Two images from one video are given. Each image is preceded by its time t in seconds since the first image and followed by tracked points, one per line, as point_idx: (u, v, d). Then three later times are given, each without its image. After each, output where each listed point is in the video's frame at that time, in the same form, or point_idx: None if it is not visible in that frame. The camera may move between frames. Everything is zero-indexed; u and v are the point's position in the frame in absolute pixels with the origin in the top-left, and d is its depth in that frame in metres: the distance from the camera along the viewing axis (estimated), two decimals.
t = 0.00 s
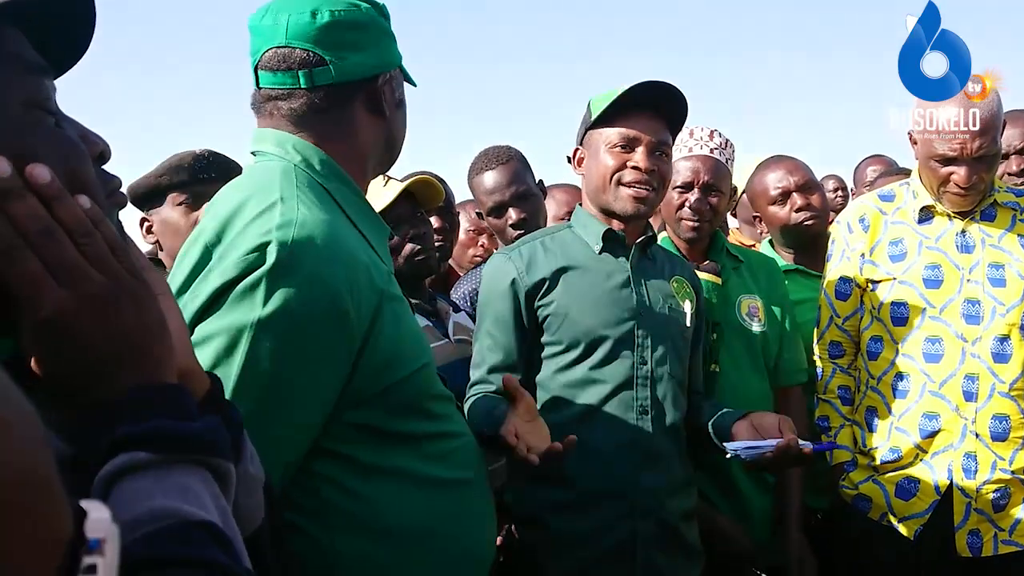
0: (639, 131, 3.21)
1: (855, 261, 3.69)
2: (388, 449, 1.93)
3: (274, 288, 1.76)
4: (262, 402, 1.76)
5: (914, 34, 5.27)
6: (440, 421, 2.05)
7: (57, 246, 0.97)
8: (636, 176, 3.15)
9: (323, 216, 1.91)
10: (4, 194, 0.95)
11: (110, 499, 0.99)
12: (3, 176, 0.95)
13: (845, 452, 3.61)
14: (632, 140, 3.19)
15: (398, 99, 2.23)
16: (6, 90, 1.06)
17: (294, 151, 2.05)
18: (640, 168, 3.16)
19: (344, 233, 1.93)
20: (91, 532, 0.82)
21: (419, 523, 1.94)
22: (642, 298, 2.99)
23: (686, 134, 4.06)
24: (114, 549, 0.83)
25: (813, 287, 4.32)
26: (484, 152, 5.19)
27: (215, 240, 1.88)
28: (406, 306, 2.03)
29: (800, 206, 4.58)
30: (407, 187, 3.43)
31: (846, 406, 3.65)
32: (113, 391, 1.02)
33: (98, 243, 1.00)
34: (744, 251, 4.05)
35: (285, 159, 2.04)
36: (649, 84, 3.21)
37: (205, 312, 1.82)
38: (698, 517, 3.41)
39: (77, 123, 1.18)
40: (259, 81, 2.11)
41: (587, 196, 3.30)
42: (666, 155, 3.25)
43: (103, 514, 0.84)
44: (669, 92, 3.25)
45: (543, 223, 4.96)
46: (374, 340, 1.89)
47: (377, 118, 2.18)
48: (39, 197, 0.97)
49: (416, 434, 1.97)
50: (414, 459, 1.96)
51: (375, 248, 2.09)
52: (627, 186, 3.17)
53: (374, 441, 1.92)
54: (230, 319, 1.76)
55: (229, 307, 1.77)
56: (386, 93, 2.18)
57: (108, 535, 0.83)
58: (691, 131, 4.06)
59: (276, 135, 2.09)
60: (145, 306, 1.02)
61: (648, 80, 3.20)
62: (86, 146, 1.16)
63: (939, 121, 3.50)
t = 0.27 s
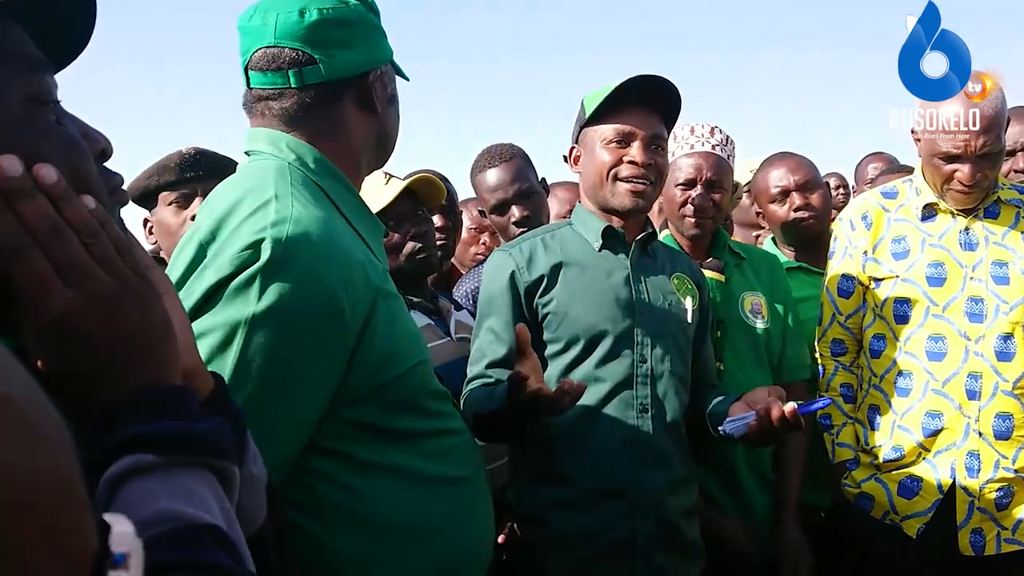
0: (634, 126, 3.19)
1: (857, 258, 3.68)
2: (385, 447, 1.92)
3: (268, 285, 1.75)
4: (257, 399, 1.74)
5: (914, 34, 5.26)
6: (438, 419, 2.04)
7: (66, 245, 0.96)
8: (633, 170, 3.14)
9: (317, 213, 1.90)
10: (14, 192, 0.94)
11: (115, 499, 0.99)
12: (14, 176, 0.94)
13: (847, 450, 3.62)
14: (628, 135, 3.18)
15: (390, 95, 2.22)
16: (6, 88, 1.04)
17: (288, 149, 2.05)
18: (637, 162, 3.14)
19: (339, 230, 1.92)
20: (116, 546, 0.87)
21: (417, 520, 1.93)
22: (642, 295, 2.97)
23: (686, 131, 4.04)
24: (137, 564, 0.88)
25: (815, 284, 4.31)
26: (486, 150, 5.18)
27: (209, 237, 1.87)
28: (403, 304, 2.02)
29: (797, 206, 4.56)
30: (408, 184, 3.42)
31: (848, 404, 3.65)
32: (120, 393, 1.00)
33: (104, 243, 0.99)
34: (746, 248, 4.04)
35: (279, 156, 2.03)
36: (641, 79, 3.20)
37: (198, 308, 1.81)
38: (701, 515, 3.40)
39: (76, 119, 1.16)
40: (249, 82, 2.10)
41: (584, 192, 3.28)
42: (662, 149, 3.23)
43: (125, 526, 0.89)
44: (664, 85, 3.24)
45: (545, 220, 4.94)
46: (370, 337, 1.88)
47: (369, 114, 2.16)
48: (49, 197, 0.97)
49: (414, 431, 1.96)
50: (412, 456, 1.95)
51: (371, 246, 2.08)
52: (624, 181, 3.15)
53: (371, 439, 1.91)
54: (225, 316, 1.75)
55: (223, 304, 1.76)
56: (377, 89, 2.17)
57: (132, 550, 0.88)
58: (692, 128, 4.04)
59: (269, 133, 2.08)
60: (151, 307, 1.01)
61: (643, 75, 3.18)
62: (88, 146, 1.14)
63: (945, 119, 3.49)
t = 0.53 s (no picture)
0: (630, 121, 3.19)
1: (858, 256, 3.68)
2: (375, 446, 1.91)
3: (247, 282, 1.73)
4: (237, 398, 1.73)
5: (914, 34, 5.25)
6: (432, 418, 2.01)
7: (78, 243, 0.95)
8: (631, 165, 3.12)
9: (305, 212, 1.89)
10: (30, 190, 0.93)
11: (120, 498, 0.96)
12: (29, 173, 0.93)
13: (848, 449, 3.61)
14: (624, 130, 3.17)
15: (387, 99, 2.14)
16: (6, 87, 1.02)
17: (283, 148, 2.04)
18: (634, 156, 3.13)
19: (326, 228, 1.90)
20: None
21: (407, 520, 1.91)
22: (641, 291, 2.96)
23: (684, 129, 4.06)
24: None
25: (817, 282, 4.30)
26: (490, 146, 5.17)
27: (197, 235, 1.87)
28: (396, 303, 2.00)
29: (799, 207, 4.56)
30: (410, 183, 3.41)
31: (849, 402, 3.65)
32: (127, 391, 0.99)
33: (113, 241, 0.98)
34: (746, 245, 4.03)
35: (273, 155, 2.02)
36: (636, 73, 3.19)
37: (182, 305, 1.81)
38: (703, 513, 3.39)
39: (79, 117, 1.15)
40: (247, 78, 2.13)
41: (582, 189, 3.27)
42: (658, 143, 3.22)
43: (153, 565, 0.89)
44: (658, 80, 3.22)
45: (548, 218, 4.93)
46: (355, 336, 1.86)
47: (355, 116, 2.11)
48: (60, 193, 0.95)
49: (406, 431, 1.94)
50: (402, 455, 1.93)
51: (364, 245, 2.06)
52: (621, 175, 3.13)
53: (360, 437, 1.90)
54: (204, 313, 1.74)
55: (203, 301, 1.75)
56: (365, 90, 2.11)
57: None
58: (690, 126, 4.05)
59: (265, 132, 2.08)
60: (159, 306, 1.00)
61: (634, 68, 3.18)
62: (89, 143, 1.13)
63: (946, 116, 3.48)
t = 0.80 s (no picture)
0: (630, 118, 3.19)
1: (864, 256, 3.67)
2: (360, 447, 1.92)
3: (215, 281, 1.73)
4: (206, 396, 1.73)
5: (914, 34, 5.25)
6: (426, 422, 2.02)
7: (90, 242, 0.96)
8: (632, 162, 3.12)
9: (289, 213, 1.90)
10: (44, 190, 0.94)
11: (121, 496, 0.96)
12: (44, 174, 0.94)
13: (854, 448, 3.60)
14: (624, 128, 3.17)
15: (370, 119, 2.08)
16: (14, 90, 1.02)
17: (286, 149, 2.11)
18: (634, 154, 3.13)
19: (308, 229, 1.90)
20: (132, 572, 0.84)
21: (391, 521, 1.92)
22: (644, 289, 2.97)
23: (684, 126, 4.06)
24: None
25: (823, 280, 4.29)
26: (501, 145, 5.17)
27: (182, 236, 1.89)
28: (387, 305, 2.00)
29: (807, 206, 4.56)
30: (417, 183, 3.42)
31: (855, 402, 3.64)
32: (131, 388, 1.01)
33: (125, 241, 0.99)
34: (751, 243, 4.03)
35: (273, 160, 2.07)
36: (636, 70, 3.19)
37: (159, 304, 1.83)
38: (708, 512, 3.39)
39: (89, 120, 1.15)
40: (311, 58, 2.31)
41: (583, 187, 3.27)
42: (658, 141, 3.22)
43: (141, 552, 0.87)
44: (657, 78, 3.23)
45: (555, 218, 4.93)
46: (334, 337, 1.86)
47: (337, 125, 2.10)
48: (74, 193, 0.96)
49: (393, 433, 1.94)
50: (386, 457, 1.94)
51: (358, 246, 2.06)
52: (621, 172, 3.13)
53: (346, 438, 1.91)
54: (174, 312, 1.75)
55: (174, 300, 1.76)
56: (352, 101, 2.09)
57: None
58: (690, 123, 4.05)
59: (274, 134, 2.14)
60: (170, 305, 1.01)
61: (633, 65, 3.18)
62: (100, 144, 1.12)
63: (951, 115, 3.47)
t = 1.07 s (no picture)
0: (631, 117, 3.17)
1: (864, 253, 3.66)
2: (344, 450, 1.92)
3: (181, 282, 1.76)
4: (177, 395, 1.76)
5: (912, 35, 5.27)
6: (418, 428, 2.00)
7: (95, 242, 0.94)
8: (632, 161, 3.12)
9: (272, 214, 1.91)
10: (50, 191, 0.93)
11: (122, 495, 0.95)
12: (48, 174, 0.93)
13: (855, 445, 3.60)
14: (624, 127, 3.16)
15: (372, 125, 2.06)
16: (21, 90, 0.99)
17: (288, 151, 2.14)
18: (635, 153, 3.12)
19: (289, 230, 1.90)
20: (120, 556, 0.84)
21: (372, 525, 1.91)
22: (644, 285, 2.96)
23: (682, 125, 4.03)
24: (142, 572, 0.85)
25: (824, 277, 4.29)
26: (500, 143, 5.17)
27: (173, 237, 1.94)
28: (374, 306, 1.98)
29: (808, 202, 4.56)
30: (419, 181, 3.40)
31: (856, 399, 3.64)
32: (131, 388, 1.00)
33: (129, 241, 0.97)
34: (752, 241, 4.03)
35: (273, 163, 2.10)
36: (637, 69, 3.18)
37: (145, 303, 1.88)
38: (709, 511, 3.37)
39: (96, 123, 1.13)
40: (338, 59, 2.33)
41: (584, 186, 3.26)
42: (659, 140, 3.21)
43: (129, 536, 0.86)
44: (655, 76, 3.22)
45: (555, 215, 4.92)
46: (309, 339, 1.86)
47: (341, 127, 2.10)
48: (78, 193, 0.95)
49: (375, 437, 1.93)
50: (369, 459, 1.93)
51: (351, 247, 2.04)
52: (623, 171, 3.12)
53: (328, 441, 1.91)
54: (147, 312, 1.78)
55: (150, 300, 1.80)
56: (356, 105, 2.08)
57: (137, 559, 0.85)
58: (688, 122, 4.03)
59: (284, 135, 2.18)
60: (172, 306, 1.00)
61: (633, 64, 3.17)
62: (106, 146, 1.10)
63: (951, 112, 3.46)
